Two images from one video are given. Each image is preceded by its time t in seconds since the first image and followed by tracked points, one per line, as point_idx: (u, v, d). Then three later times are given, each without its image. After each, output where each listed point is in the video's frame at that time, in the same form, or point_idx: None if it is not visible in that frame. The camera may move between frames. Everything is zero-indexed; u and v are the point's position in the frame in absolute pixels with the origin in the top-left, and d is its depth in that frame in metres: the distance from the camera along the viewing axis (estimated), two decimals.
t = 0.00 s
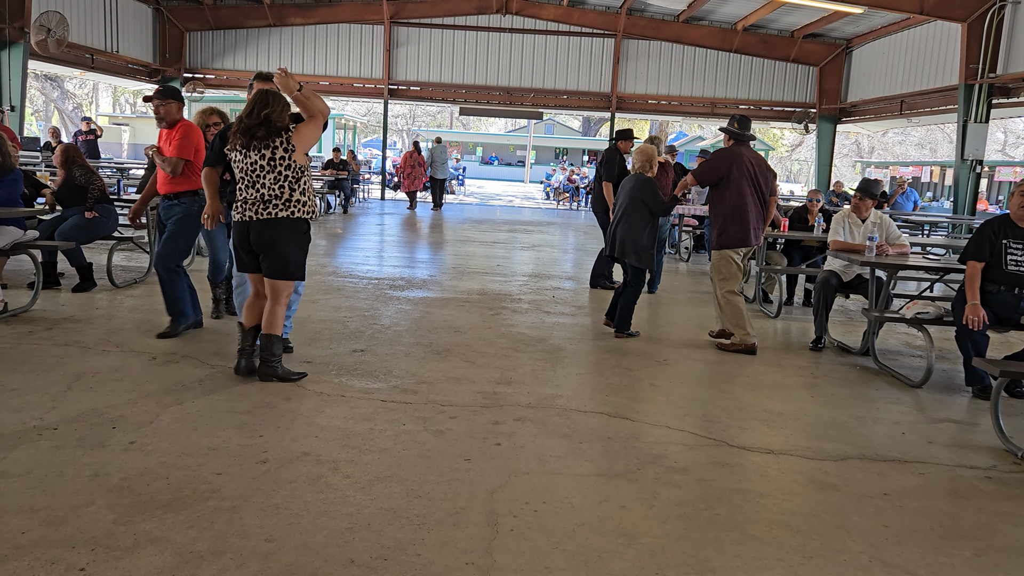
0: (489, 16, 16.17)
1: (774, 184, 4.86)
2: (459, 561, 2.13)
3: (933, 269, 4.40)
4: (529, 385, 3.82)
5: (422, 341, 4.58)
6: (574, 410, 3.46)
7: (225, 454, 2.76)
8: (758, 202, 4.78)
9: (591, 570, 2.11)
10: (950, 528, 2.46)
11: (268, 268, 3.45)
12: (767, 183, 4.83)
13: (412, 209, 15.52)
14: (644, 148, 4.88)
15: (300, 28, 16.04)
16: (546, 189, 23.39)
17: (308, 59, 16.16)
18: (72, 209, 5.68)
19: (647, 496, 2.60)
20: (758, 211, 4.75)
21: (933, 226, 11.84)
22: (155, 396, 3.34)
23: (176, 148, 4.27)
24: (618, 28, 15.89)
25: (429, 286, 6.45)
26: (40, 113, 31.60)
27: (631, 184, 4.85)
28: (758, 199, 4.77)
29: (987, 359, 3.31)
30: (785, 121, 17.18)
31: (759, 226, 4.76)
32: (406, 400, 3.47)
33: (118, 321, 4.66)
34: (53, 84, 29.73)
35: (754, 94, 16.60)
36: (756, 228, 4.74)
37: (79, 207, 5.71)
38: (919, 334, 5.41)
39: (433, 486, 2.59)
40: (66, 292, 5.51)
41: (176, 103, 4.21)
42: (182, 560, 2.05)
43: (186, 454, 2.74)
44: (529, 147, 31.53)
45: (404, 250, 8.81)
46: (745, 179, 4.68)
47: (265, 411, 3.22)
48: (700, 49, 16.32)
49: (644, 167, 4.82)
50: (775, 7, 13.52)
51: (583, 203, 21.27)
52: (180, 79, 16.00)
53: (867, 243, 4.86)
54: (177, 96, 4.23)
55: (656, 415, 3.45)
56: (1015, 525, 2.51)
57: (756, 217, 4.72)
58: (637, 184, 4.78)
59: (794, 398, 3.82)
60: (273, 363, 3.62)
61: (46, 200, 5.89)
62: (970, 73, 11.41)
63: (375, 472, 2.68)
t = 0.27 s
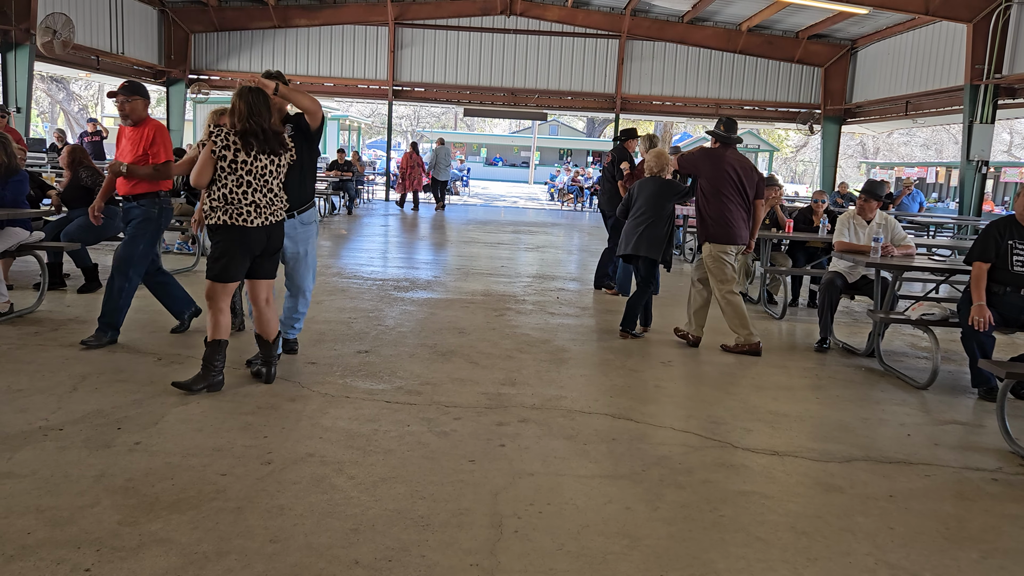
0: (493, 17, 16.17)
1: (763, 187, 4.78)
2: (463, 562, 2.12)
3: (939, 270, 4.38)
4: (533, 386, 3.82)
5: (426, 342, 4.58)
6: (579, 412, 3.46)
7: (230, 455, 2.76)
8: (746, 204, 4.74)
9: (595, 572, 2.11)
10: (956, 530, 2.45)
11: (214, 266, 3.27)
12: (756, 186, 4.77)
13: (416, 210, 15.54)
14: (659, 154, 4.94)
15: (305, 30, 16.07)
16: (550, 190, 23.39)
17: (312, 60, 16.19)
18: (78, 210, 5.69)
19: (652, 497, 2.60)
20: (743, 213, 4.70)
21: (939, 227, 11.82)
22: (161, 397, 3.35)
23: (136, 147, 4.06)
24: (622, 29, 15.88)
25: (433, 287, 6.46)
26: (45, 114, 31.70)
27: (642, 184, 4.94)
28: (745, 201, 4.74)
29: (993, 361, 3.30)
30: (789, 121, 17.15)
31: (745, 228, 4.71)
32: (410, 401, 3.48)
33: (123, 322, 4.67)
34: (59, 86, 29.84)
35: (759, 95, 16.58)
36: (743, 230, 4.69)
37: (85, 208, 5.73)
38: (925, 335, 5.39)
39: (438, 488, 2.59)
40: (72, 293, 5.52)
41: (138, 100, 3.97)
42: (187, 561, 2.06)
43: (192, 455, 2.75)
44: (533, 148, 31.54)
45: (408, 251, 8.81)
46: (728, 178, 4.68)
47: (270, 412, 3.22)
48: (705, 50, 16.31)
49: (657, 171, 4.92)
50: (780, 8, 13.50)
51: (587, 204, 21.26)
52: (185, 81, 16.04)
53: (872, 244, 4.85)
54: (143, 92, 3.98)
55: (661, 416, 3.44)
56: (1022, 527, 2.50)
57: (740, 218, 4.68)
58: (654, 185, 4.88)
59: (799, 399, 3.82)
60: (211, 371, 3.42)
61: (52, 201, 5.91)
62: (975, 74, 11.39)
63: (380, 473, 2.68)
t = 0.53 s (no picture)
0: (498, 18, 16.18)
1: (739, 189, 4.87)
2: (468, 563, 2.12)
3: (944, 271, 4.37)
4: (538, 387, 3.82)
5: (431, 343, 4.59)
6: (584, 413, 3.46)
7: (235, 455, 2.77)
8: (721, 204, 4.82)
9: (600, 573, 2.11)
10: (963, 532, 2.44)
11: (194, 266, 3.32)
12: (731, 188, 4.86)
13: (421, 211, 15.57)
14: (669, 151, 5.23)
15: (310, 31, 16.09)
16: (555, 191, 23.40)
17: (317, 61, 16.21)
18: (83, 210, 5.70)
19: (656, 498, 2.60)
20: (718, 212, 4.78)
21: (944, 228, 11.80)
22: (166, 397, 3.35)
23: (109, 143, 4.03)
24: (627, 30, 15.87)
25: (437, 288, 6.47)
26: (51, 116, 31.80)
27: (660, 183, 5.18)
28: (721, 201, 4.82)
29: (1000, 362, 3.29)
30: (794, 122, 17.12)
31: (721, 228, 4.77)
32: (415, 401, 3.48)
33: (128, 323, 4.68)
34: (65, 87, 29.94)
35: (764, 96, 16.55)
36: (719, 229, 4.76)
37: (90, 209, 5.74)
38: (930, 337, 5.38)
39: (442, 489, 2.59)
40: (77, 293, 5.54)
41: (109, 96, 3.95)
42: (193, 561, 2.06)
43: (197, 455, 2.75)
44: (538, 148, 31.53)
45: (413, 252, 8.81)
46: (705, 176, 4.78)
47: (275, 413, 3.23)
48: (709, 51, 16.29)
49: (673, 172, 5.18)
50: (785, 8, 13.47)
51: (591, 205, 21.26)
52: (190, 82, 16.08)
53: (877, 245, 4.84)
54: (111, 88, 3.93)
55: (666, 417, 3.44)
56: None
57: (716, 217, 4.76)
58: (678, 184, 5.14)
59: (804, 400, 3.81)
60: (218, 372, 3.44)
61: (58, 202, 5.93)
62: (982, 74, 11.38)
63: (384, 474, 2.68)
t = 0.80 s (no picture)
0: (504, 19, 16.18)
1: (718, 182, 4.85)
2: (475, 564, 2.12)
3: (952, 272, 4.35)
4: (544, 388, 3.82)
5: (437, 343, 4.59)
6: (590, 414, 3.45)
7: (242, 455, 2.77)
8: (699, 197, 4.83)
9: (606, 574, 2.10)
10: (971, 534, 2.43)
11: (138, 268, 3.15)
12: (710, 182, 4.86)
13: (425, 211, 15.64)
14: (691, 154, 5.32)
15: (316, 32, 16.11)
16: (561, 192, 23.40)
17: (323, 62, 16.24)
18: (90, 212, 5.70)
19: (663, 500, 2.59)
20: (694, 205, 4.79)
21: (952, 228, 11.76)
22: (172, 397, 3.36)
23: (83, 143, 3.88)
24: (633, 31, 15.86)
25: (443, 289, 6.47)
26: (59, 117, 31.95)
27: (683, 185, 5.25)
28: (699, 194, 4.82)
29: (1008, 363, 3.28)
30: (801, 123, 17.08)
31: (698, 220, 4.78)
32: (422, 402, 3.48)
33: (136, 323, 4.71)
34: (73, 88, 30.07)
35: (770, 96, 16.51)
36: (695, 221, 4.77)
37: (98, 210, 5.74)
38: (938, 338, 5.37)
39: (449, 489, 2.59)
40: (84, 293, 5.56)
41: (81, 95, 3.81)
42: (200, 561, 2.06)
43: (204, 455, 2.76)
44: (543, 149, 31.54)
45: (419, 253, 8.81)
46: (681, 171, 4.83)
47: (281, 413, 3.24)
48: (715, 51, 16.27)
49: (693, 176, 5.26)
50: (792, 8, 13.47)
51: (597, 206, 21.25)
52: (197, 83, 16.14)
53: (884, 246, 4.82)
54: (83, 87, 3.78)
55: (671, 417, 3.43)
56: None
57: (690, 209, 4.77)
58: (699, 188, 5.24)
59: (811, 401, 3.80)
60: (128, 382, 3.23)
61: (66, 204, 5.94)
62: (989, 74, 11.33)
63: (391, 474, 2.68)
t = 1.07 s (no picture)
0: (513, 19, 16.19)
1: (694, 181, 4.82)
2: (484, 565, 2.12)
3: (963, 273, 4.32)
4: (553, 388, 3.81)
5: (446, 344, 4.59)
6: (600, 415, 3.45)
7: (252, 455, 2.78)
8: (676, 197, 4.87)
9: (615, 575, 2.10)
10: (983, 536, 2.41)
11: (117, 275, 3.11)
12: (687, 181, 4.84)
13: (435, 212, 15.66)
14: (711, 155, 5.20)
15: (326, 33, 16.14)
16: (570, 192, 23.38)
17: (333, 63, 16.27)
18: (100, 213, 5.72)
19: (672, 501, 2.59)
20: (668, 206, 4.86)
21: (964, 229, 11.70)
22: (182, 397, 3.37)
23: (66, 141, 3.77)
24: (642, 31, 15.84)
25: (452, 289, 6.47)
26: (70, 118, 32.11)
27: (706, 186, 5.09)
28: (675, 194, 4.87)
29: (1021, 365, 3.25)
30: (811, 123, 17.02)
31: (672, 221, 4.85)
32: (431, 402, 3.48)
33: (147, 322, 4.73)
34: (84, 89, 30.23)
35: (780, 97, 16.45)
36: (668, 222, 4.85)
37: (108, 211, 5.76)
38: (950, 339, 5.34)
39: (458, 489, 2.59)
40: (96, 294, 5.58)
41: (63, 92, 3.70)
42: (210, 561, 2.07)
43: (214, 455, 2.77)
44: (552, 149, 31.51)
45: (428, 253, 8.81)
46: (659, 172, 4.89)
47: (291, 413, 3.24)
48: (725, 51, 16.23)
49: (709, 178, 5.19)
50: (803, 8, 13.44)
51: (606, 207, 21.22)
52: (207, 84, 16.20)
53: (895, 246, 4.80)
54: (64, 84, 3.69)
55: (681, 419, 3.43)
56: None
57: (663, 211, 4.86)
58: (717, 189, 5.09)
59: (822, 403, 3.78)
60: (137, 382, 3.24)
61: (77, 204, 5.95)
62: (1001, 74, 11.26)
63: (400, 475, 2.68)
